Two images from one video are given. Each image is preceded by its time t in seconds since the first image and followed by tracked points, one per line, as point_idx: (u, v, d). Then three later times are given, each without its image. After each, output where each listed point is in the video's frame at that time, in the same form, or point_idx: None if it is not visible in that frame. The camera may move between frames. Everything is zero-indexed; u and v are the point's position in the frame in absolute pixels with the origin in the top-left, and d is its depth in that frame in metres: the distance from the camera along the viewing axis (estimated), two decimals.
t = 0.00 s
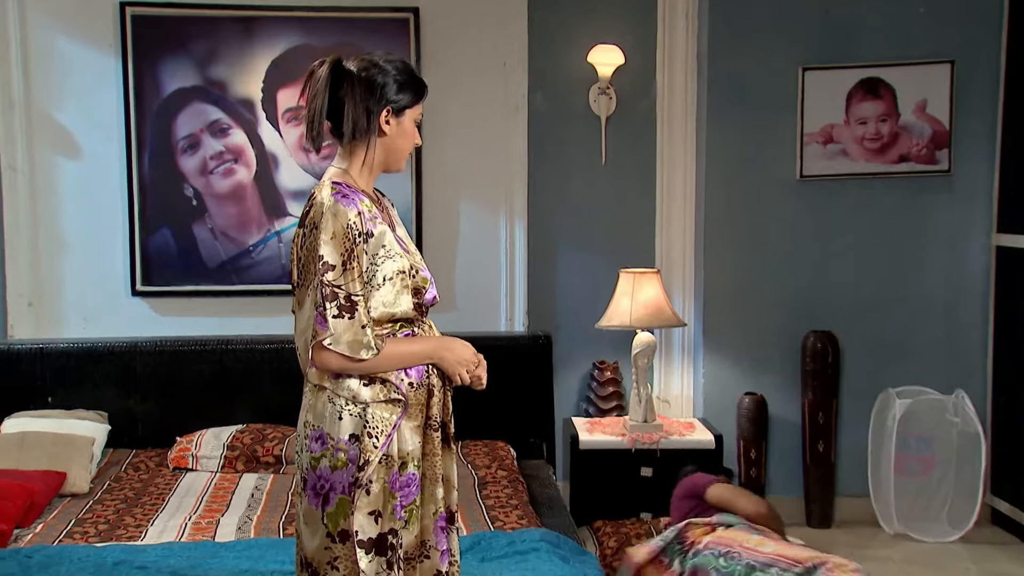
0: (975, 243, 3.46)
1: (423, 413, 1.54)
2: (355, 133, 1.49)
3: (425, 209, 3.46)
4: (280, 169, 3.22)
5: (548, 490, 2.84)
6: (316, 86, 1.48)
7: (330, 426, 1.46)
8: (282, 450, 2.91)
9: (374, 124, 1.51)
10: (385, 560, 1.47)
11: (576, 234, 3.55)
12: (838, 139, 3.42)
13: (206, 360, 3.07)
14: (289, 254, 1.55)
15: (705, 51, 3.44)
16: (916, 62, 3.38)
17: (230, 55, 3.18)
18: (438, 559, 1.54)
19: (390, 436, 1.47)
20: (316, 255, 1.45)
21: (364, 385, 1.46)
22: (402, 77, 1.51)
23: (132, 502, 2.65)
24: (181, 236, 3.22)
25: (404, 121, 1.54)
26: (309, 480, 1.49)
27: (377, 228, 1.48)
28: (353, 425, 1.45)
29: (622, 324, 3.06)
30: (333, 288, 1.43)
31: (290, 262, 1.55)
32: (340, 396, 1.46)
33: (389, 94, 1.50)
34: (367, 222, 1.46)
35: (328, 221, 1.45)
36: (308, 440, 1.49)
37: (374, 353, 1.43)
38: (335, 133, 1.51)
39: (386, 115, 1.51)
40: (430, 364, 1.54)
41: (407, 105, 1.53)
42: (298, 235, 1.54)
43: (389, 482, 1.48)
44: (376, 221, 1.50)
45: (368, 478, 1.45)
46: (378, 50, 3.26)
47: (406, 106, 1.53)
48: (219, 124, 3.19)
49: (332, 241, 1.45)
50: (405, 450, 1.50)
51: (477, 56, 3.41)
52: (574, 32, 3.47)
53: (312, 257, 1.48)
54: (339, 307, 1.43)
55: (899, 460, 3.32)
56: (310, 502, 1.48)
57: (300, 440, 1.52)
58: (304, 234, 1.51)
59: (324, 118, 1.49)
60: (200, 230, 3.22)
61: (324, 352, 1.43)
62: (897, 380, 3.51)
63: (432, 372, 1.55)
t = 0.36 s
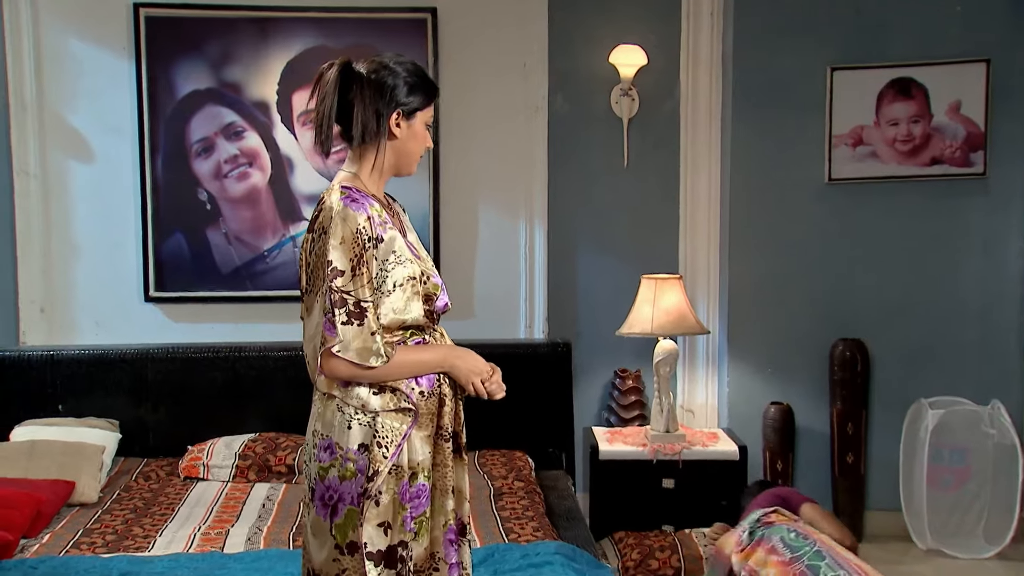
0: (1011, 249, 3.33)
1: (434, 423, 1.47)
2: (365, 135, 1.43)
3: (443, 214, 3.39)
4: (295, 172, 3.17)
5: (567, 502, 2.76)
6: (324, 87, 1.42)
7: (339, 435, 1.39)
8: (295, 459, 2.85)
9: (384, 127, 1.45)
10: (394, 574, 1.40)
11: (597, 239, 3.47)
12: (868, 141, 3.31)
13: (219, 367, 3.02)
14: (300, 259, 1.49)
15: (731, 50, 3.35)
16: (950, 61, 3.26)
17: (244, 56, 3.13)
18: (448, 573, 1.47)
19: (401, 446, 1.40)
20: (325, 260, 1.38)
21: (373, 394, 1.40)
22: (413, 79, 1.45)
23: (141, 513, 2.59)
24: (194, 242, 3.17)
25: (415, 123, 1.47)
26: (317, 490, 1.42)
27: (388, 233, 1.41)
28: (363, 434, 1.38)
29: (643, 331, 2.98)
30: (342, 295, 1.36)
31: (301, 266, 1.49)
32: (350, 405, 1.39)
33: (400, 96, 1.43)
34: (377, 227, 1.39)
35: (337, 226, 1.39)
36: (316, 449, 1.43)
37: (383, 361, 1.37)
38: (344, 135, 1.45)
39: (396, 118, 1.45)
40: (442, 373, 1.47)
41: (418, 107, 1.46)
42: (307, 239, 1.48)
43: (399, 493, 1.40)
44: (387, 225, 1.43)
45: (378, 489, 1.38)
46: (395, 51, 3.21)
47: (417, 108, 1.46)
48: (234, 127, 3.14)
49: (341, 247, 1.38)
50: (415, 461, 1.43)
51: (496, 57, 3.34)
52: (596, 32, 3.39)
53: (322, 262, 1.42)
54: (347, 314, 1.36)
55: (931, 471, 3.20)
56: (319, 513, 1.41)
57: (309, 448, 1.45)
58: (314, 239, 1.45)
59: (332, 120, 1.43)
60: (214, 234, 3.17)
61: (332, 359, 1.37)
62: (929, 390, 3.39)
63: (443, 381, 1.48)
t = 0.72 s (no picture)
0: None
1: (440, 433, 1.39)
2: (369, 139, 1.36)
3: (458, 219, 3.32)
4: (308, 176, 3.11)
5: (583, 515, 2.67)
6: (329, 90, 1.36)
7: (342, 445, 1.33)
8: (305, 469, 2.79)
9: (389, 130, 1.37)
10: None
11: (616, 244, 3.39)
12: (896, 144, 3.20)
13: (229, 375, 2.96)
14: (304, 266, 1.43)
15: (754, 50, 3.26)
16: (982, 61, 3.15)
17: (256, 58, 3.08)
18: None
19: (406, 457, 1.33)
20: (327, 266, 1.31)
21: (377, 404, 1.32)
22: (421, 81, 1.37)
23: (147, 523, 2.52)
24: (205, 247, 3.12)
25: (423, 126, 1.39)
26: (321, 501, 1.36)
27: (394, 239, 1.34)
28: (367, 445, 1.31)
29: (662, 339, 2.89)
30: (346, 302, 1.29)
31: (305, 274, 1.42)
32: (353, 415, 1.32)
33: (406, 99, 1.35)
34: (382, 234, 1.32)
35: (341, 232, 1.32)
36: (320, 459, 1.36)
37: (387, 370, 1.29)
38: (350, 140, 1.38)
39: (401, 121, 1.37)
40: (449, 383, 1.38)
41: (426, 110, 1.38)
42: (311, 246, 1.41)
43: (403, 505, 1.33)
44: (394, 231, 1.36)
45: (382, 501, 1.31)
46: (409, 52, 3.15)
47: (424, 111, 1.38)
48: (245, 130, 3.09)
49: (345, 253, 1.31)
50: (421, 471, 1.35)
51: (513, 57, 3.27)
52: (615, 32, 3.31)
53: (325, 268, 1.35)
54: (351, 321, 1.29)
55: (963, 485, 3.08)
56: (322, 524, 1.35)
57: (312, 458, 1.39)
58: (318, 246, 1.38)
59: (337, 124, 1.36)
60: (225, 239, 3.12)
61: (335, 368, 1.29)
62: (960, 402, 3.27)
63: (450, 390, 1.40)
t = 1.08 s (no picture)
0: None
1: (445, 444, 1.32)
2: (373, 144, 1.29)
3: (473, 224, 3.24)
4: (320, 180, 3.05)
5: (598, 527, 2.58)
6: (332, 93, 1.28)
7: (344, 456, 1.26)
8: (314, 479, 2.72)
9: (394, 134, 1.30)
10: None
11: (634, 249, 3.30)
12: (925, 146, 3.09)
13: (238, 383, 2.91)
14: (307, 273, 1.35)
15: (778, 49, 3.16)
16: (1016, 59, 3.03)
17: (268, 60, 3.03)
18: None
19: (409, 468, 1.26)
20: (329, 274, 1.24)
21: (380, 413, 1.25)
22: (426, 82, 1.30)
23: (152, 535, 2.46)
24: (216, 252, 3.07)
25: (429, 129, 1.32)
26: (322, 512, 1.29)
27: (399, 245, 1.26)
28: (369, 455, 1.24)
29: (681, 347, 2.80)
30: (348, 309, 1.22)
31: (306, 281, 1.35)
32: (355, 424, 1.25)
33: (412, 101, 1.28)
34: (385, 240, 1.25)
35: (343, 238, 1.24)
36: (322, 470, 1.29)
37: (390, 379, 1.22)
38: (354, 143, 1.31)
39: (406, 124, 1.30)
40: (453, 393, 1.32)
41: (432, 112, 1.31)
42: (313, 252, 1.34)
43: (406, 517, 1.26)
44: (398, 237, 1.28)
45: (384, 513, 1.24)
46: (424, 53, 3.09)
47: (430, 113, 1.31)
48: (257, 134, 3.04)
49: (347, 260, 1.24)
50: (425, 483, 1.28)
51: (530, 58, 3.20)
52: (634, 32, 3.23)
53: (326, 276, 1.28)
54: (352, 329, 1.22)
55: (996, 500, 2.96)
56: (323, 537, 1.28)
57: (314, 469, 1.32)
58: (320, 253, 1.31)
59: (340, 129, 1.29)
60: (236, 245, 3.07)
61: (337, 376, 1.22)
62: (993, 413, 3.15)
63: (455, 400, 1.33)
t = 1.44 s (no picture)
0: None
1: (448, 456, 1.24)
2: (357, 148, 1.24)
3: (489, 229, 3.17)
4: (333, 184, 2.99)
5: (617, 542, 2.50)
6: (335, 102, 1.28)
7: (343, 468, 1.18)
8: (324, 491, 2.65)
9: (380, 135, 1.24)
10: None
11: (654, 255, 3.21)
12: (958, 149, 2.98)
13: (248, 392, 2.85)
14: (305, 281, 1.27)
15: (803, 49, 3.07)
16: None
17: (280, 61, 2.98)
18: None
19: (409, 481, 1.18)
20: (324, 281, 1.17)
21: (379, 424, 1.18)
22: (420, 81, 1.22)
23: (158, 547, 2.39)
24: (227, 257, 3.01)
25: (416, 128, 1.22)
26: (321, 526, 1.22)
27: (399, 252, 1.18)
28: (368, 468, 1.17)
29: (702, 356, 2.70)
30: (343, 317, 1.14)
31: (304, 291, 1.27)
32: (354, 436, 1.18)
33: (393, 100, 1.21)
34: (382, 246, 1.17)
35: (339, 245, 1.17)
36: (322, 483, 1.23)
37: (388, 390, 1.14)
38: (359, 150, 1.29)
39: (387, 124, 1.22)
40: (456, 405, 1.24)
41: (420, 111, 1.22)
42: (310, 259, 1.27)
43: (407, 531, 1.19)
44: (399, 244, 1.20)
45: (384, 527, 1.16)
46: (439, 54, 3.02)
47: (416, 111, 1.21)
48: (269, 137, 2.98)
49: (342, 267, 1.16)
50: (427, 495, 1.20)
51: (548, 58, 3.12)
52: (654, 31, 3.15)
53: (323, 283, 1.20)
54: (348, 338, 1.14)
55: None
56: (324, 552, 1.21)
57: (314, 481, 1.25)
58: (317, 259, 1.24)
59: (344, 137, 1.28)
60: (247, 250, 3.01)
61: (332, 386, 1.14)
62: None
63: (458, 410, 1.24)
